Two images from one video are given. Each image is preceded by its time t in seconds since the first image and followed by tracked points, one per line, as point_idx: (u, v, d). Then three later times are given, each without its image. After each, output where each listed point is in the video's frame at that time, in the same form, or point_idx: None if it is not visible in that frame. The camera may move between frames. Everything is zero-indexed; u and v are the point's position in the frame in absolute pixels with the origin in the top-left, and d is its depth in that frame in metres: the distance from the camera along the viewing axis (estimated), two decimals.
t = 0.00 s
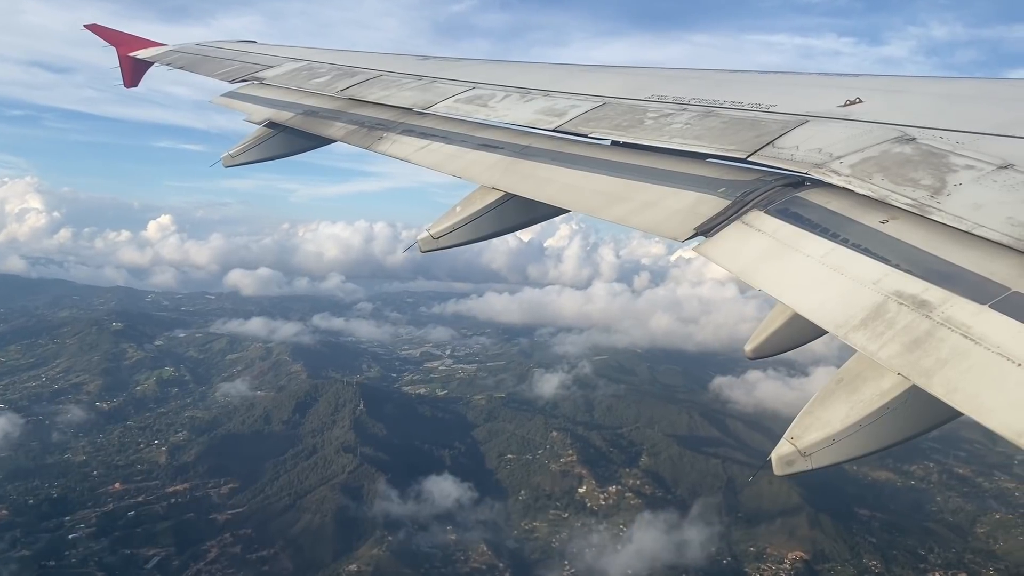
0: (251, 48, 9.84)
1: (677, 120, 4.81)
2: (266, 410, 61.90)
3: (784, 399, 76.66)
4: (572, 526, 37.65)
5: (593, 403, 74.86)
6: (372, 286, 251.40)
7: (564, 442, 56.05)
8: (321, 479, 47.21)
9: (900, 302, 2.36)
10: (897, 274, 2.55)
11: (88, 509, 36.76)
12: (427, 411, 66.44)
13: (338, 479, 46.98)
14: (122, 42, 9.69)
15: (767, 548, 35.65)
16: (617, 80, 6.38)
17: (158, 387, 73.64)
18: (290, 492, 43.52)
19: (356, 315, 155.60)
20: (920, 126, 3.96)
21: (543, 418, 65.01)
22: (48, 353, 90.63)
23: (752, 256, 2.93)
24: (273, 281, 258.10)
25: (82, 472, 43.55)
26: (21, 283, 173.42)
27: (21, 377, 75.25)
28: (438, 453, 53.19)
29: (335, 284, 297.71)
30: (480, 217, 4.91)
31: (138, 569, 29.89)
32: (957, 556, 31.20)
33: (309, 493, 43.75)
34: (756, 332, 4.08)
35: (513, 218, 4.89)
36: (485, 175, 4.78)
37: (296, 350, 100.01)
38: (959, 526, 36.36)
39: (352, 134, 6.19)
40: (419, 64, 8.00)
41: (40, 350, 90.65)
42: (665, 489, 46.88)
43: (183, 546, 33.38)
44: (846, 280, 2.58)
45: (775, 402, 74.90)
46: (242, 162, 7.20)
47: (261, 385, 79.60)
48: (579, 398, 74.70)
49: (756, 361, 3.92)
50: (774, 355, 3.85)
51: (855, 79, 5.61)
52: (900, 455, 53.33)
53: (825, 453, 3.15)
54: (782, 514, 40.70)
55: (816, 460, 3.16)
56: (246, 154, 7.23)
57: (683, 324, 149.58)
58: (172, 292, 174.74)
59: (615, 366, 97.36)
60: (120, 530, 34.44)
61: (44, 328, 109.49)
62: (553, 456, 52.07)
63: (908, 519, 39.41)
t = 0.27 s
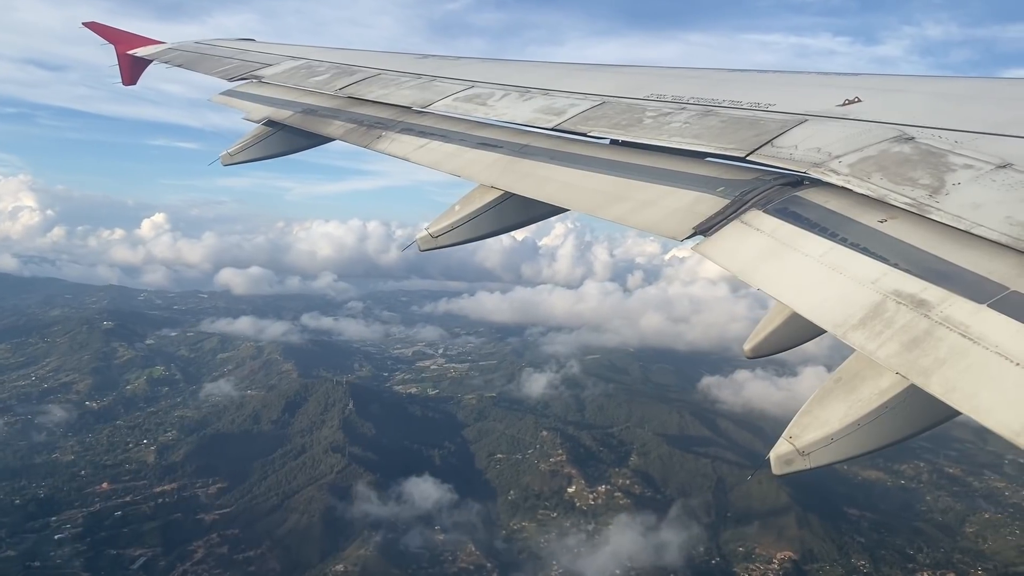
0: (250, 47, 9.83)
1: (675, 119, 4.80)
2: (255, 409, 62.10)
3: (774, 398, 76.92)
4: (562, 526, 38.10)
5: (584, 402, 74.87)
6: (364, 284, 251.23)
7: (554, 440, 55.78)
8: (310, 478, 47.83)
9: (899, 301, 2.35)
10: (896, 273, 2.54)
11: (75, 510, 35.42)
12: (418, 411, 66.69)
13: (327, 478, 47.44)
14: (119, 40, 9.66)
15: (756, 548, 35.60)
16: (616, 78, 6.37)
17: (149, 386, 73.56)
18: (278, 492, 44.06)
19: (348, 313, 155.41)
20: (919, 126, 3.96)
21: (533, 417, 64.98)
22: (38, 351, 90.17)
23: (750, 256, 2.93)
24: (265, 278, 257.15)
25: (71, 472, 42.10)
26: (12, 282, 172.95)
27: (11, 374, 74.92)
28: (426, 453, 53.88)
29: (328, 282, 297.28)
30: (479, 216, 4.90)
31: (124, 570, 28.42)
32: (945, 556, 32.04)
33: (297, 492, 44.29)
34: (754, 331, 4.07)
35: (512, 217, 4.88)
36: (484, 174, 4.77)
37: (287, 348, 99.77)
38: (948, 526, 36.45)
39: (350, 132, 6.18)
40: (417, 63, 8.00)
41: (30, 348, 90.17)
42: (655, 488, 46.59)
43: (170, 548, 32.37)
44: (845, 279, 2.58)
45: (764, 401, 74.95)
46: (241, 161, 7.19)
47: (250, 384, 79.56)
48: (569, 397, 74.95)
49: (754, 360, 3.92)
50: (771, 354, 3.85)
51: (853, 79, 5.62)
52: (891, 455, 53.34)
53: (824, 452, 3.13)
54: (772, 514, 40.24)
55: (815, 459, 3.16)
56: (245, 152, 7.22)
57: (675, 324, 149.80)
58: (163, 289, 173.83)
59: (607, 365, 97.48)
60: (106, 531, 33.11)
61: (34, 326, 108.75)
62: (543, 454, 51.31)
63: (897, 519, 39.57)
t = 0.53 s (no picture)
0: (250, 47, 9.85)
1: (675, 119, 4.80)
2: (244, 409, 62.52)
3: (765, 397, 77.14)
4: (549, 527, 38.61)
5: (575, 402, 75.04)
6: (357, 283, 251.39)
7: (545, 440, 56.38)
8: (298, 478, 47.96)
9: (897, 302, 2.35)
10: (896, 273, 2.54)
11: (62, 510, 37.63)
12: (408, 409, 67.07)
13: (315, 478, 47.36)
14: (118, 41, 9.65)
15: (745, 548, 36.71)
16: (615, 79, 6.37)
17: (139, 385, 73.76)
18: (266, 491, 44.28)
19: (339, 311, 155.55)
20: (917, 127, 3.96)
21: (523, 417, 65.27)
22: (28, 351, 90.10)
23: (749, 256, 2.92)
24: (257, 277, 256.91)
25: (59, 472, 44.45)
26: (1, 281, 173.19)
27: None
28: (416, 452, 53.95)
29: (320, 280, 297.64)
30: (479, 216, 4.90)
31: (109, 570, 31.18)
32: (933, 556, 32.92)
33: (285, 492, 44.47)
34: (754, 332, 4.06)
35: (512, 217, 4.88)
36: (484, 174, 4.77)
37: (279, 346, 99.78)
38: (936, 524, 37.36)
39: (350, 133, 6.18)
40: (416, 63, 8.01)
41: (20, 348, 90.16)
42: (643, 488, 47.64)
43: (155, 547, 34.35)
44: (845, 279, 2.58)
45: (751, 400, 75.05)
46: (240, 162, 7.19)
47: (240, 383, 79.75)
48: (560, 398, 75.22)
49: (754, 360, 3.91)
50: (771, 354, 3.85)
51: (851, 78, 5.62)
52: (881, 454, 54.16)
53: (823, 452, 3.13)
54: (760, 515, 41.76)
55: (815, 460, 3.14)
56: (245, 153, 7.21)
57: (665, 323, 150.33)
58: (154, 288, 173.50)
59: (598, 364, 97.69)
60: (92, 531, 35.26)
61: (25, 325, 108.59)
62: (533, 455, 52.62)
63: (886, 518, 39.98)
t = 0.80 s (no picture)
0: (251, 49, 9.93)
1: (674, 123, 4.81)
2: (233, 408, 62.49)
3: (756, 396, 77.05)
4: (538, 525, 37.97)
5: (567, 403, 74.72)
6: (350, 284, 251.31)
7: (535, 441, 55.40)
8: (286, 477, 45.85)
9: (897, 304, 2.33)
10: (895, 275, 2.53)
11: (47, 509, 36.30)
12: (397, 408, 66.92)
13: (304, 476, 45.29)
14: (119, 44, 9.77)
15: (735, 547, 36.68)
16: (616, 83, 6.41)
17: (129, 384, 73.40)
18: (254, 490, 42.53)
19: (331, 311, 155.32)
20: (917, 128, 3.96)
21: (514, 416, 64.94)
22: (19, 351, 89.50)
23: (749, 257, 2.91)
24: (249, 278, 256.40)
25: (46, 470, 43.44)
26: None
27: None
28: (405, 451, 52.55)
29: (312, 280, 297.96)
30: (478, 219, 4.91)
31: (95, 569, 28.85)
32: (922, 555, 32.87)
33: (273, 491, 42.54)
34: (754, 333, 4.05)
35: (512, 219, 4.87)
36: (484, 176, 4.78)
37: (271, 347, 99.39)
38: (926, 523, 37.65)
39: (350, 135, 6.21)
40: (416, 66, 8.05)
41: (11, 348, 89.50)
42: (634, 486, 47.82)
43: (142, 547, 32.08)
44: (845, 280, 2.56)
45: (739, 401, 74.77)
46: (241, 163, 7.23)
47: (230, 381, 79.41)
48: (550, 397, 74.86)
49: (753, 362, 3.90)
50: (770, 356, 3.82)
51: (851, 81, 5.64)
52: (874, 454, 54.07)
53: (823, 455, 3.08)
54: (749, 514, 41.46)
55: (814, 462, 3.09)
56: (245, 155, 7.27)
57: (656, 322, 150.23)
58: (145, 289, 172.72)
59: (591, 364, 97.35)
60: (77, 530, 33.69)
61: (17, 325, 108.00)
62: (522, 454, 51.46)
63: (875, 518, 39.88)
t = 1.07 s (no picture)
0: (251, 52, 9.94)
1: (675, 124, 4.82)
2: (224, 405, 62.84)
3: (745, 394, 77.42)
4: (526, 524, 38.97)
5: (558, 400, 74.73)
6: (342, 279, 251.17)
7: (524, 439, 56.09)
8: (274, 475, 46.95)
9: (897, 306, 2.33)
10: (894, 278, 2.52)
11: (35, 508, 37.39)
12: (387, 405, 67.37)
13: (291, 475, 46.08)
14: (120, 47, 9.78)
15: (722, 545, 36.57)
16: (616, 84, 6.40)
17: (120, 381, 73.47)
18: (242, 489, 43.77)
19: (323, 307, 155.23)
20: (916, 130, 3.96)
21: (504, 415, 65.41)
22: (8, 347, 89.16)
23: (750, 259, 2.91)
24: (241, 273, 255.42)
25: (35, 468, 44.61)
26: None
27: None
28: (395, 449, 53.34)
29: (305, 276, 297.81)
30: (479, 221, 4.91)
31: (80, 568, 28.92)
32: (910, 553, 32.90)
33: (260, 490, 43.84)
34: (754, 335, 4.05)
35: (512, 221, 4.87)
36: (484, 178, 4.78)
37: (263, 344, 99.18)
38: (915, 521, 37.72)
39: (350, 137, 6.21)
40: (416, 68, 8.05)
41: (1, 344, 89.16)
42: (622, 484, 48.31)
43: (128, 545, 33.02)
44: (843, 283, 2.57)
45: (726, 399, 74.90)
46: (241, 165, 7.27)
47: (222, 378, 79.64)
48: (541, 396, 75.24)
49: (754, 364, 3.90)
50: (770, 359, 3.83)
51: (851, 83, 5.65)
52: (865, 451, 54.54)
53: (823, 456, 3.08)
54: (738, 512, 41.30)
55: (815, 464, 3.08)
56: (245, 156, 7.30)
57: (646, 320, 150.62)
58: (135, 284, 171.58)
59: (583, 361, 97.45)
60: (64, 528, 34.26)
61: (7, 321, 107.10)
62: (511, 452, 52.62)
63: (864, 515, 40.14)
